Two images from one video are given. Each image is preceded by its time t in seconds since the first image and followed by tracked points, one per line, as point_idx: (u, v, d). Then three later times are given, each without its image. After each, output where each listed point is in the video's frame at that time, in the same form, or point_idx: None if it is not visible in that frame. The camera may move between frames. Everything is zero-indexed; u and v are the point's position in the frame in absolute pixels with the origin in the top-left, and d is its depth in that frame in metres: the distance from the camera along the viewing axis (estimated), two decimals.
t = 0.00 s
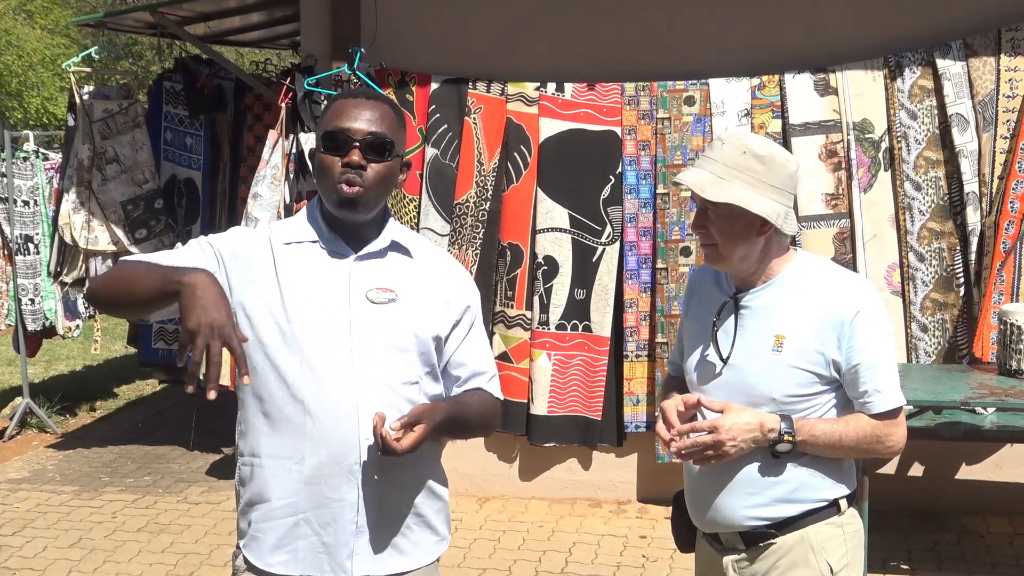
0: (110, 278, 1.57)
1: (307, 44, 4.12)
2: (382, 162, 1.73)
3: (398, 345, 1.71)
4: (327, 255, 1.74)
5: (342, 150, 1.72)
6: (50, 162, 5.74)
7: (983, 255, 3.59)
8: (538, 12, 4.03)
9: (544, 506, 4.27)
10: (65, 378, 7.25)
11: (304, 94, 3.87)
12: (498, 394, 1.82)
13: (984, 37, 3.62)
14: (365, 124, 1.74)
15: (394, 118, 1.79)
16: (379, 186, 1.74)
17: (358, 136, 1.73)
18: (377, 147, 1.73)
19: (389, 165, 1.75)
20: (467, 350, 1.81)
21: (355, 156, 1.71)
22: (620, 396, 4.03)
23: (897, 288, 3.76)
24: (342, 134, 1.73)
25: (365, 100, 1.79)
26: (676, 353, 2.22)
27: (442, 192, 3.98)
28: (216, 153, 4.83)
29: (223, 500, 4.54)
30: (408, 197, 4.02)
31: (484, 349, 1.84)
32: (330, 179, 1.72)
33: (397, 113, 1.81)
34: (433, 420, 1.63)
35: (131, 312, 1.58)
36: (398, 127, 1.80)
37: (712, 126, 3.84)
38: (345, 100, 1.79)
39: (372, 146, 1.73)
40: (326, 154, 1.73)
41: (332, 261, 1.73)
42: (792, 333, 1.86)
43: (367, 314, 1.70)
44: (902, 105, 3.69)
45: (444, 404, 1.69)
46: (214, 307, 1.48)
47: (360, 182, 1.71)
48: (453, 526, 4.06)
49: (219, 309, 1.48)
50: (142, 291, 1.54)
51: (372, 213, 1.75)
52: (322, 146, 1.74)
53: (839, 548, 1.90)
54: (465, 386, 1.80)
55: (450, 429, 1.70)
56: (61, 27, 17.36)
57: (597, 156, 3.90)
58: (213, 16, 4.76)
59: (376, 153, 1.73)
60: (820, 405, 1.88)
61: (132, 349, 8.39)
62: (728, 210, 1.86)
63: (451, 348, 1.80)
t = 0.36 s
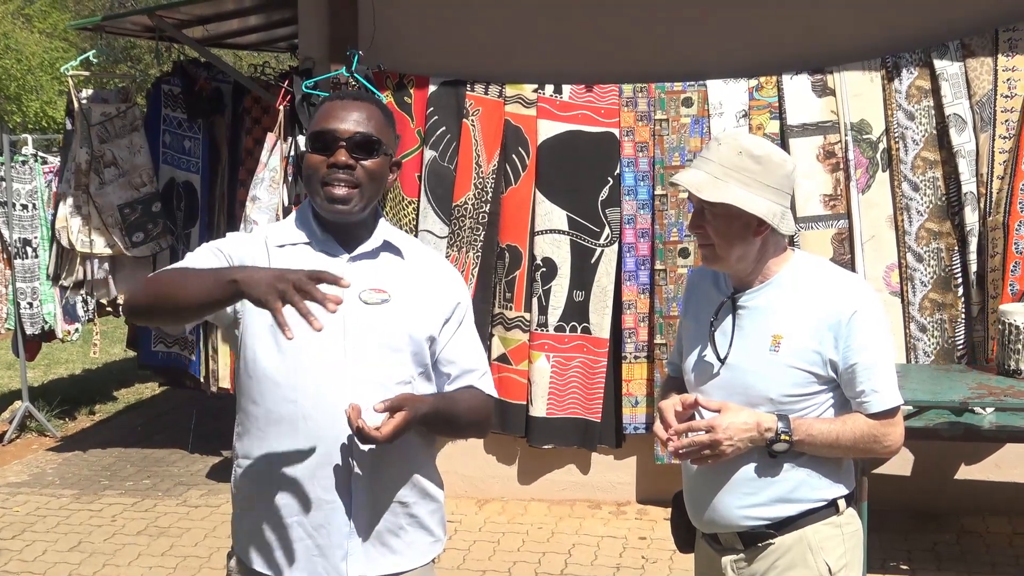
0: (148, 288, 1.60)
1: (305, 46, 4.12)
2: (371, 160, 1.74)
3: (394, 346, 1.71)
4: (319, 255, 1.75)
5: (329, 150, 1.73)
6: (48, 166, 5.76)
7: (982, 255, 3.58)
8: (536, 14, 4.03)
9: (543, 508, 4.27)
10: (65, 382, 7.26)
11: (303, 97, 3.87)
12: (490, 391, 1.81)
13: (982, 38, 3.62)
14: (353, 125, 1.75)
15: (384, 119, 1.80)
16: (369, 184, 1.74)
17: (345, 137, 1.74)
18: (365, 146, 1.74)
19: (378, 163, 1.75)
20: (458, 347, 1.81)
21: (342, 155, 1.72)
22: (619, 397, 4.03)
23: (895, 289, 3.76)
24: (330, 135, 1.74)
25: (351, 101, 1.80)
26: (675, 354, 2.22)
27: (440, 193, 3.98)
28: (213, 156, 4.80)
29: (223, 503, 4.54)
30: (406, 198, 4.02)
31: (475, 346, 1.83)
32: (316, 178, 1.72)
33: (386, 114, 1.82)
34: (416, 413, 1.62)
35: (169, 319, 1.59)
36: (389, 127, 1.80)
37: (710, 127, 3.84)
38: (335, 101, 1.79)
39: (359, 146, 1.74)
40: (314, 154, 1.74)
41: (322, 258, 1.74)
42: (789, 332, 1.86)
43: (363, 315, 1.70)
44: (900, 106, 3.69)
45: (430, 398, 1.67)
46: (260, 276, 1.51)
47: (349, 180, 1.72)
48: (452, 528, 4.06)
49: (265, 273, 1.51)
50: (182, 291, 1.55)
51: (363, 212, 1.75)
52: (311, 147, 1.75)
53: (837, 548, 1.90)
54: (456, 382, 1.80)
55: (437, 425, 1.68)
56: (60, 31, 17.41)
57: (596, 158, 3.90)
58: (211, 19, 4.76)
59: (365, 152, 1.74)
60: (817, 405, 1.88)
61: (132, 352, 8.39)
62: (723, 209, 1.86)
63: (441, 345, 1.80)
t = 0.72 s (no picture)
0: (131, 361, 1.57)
1: (304, 48, 4.11)
2: (381, 168, 1.74)
3: (393, 349, 1.72)
4: (322, 261, 1.73)
5: (341, 155, 1.72)
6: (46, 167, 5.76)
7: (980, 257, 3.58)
8: (534, 16, 4.03)
9: (541, 510, 4.27)
10: (62, 383, 7.26)
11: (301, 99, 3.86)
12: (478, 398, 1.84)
13: (979, 40, 3.62)
14: (363, 130, 1.74)
15: (390, 124, 1.80)
16: (377, 192, 1.74)
17: (358, 142, 1.73)
18: (375, 153, 1.73)
19: (388, 170, 1.75)
20: (453, 353, 1.82)
21: (354, 162, 1.71)
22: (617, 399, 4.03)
23: (893, 291, 3.76)
24: (340, 139, 1.73)
25: (363, 106, 1.79)
26: (674, 356, 2.22)
27: (438, 195, 3.98)
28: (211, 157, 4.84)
29: (221, 505, 4.54)
30: (404, 200, 4.03)
31: (467, 352, 1.84)
32: (326, 183, 1.72)
33: (393, 119, 1.82)
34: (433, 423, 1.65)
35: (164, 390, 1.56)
36: (394, 133, 1.81)
37: (708, 129, 3.84)
38: (343, 104, 1.79)
39: (370, 153, 1.73)
40: (324, 158, 1.72)
41: (325, 267, 1.73)
42: (789, 335, 1.86)
43: (361, 318, 1.70)
44: (897, 108, 3.70)
45: (439, 412, 1.71)
46: (257, 334, 1.50)
47: (358, 187, 1.71)
48: (450, 530, 4.05)
49: (260, 333, 1.50)
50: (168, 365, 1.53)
51: (368, 218, 1.75)
52: (320, 149, 1.73)
53: (836, 551, 1.90)
54: (447, 391, 1.81)
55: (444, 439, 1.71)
56: (60, 32, 17.45)
57: (594, 161, 3.90)
58: (209, 21, 4.77)
59: (375, 160, 1.73)
60: (817, 408, 1.88)
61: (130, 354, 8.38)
62: (722, 212, 1.86)
63: (437, 351, 1.80)
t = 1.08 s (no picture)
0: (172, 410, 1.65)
1: (301, 49, 4.11)
2: (365, 171, 1.73)
3: (389, 352, 1.72)
4: (312, 265, 1.74)
5: (323, 160, 1.72)
6: (45, 169, 5.76)
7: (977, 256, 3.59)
8: (531, 18, 4.04)
9: (540, 511, 4.27)
10: (61, 386, 7.25)
11: (298, 101, 3.85)
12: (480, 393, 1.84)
13: (977, 40, 3.63)
14: (346, 133, 1.74)
15: (373, 124, 1.79)
16: (362, 196, 1.74)
17: (339, 146, 1.73)
18: (359, 156, 1.73)
19: (371, 174, 1.75)
20: (452, 350, 1.81)
21: (338, 167, 1.71)
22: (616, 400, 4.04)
23: (891, 291, 3.77)
24: (323, 144, 1.73)
25: (344, 108, 1.78)
26: (670, 356, 2.23)
27: (436, 197, 3.98)
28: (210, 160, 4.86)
29: (220, 507, 4.54)
30: (402, 202, 4.03)
31: (468, 349, 1.84)
32: (311, 190, 1.72)
33: (376, 121, 1.82)
34: (423, 418, 1.63)
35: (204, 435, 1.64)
36: (378, 133, 1.80)
37: (706, 130, 3.85)
38: (324, 106, 1.79)
39: (354, 156, 1.73)
40: (307, 164, 1.73)
41: (315, 270, 1.73)
42: (786, 336, 1.86)
43: (357, 321, 1.71)
44: (895, 108, 3.70)
45: (434, 404, 1.69)
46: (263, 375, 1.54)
47: (342, 193, 1.72)
48: (449, 531, 4.05)
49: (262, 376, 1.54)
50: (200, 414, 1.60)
51: (356, 222, 1.76)
52: (303, 155, 1.74)
53: (833, 551, 1.91)
54: (448, 387, 1.80)
55: (440, 433, 1.70)
56: (58, 36, 17.48)
57: (592, 162, 3.90)
58: (207, 23, 4.77)
59: (359, 162, 1.73)
60: (813, 408, 1.89)
61: (129, 356, 8.38)
62: (720, 214, 1.86)
63: (435, 349, 1.80)
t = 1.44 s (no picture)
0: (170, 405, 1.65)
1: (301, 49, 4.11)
2: (374, 175, 1.74)
3: (393, 352, 1.72)
4: (317, 262, 1.73)
5: (333, 164, 1.72)
6: (44, 169, 5.77)
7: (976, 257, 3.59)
8: (532, 18, 4.03)
9: (539, 511, 4.27)
10: (61, 386, 7.25)
11: (299, 101, 3.85)
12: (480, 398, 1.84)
13: (977, 42, 3.63)
14: (356, 136, 1.74)
15: (383, 127, 1.79)
16: (371, 200, 1.75)
17: (350, 149, 1.73)
18: (369, 160, 1.74)
19: (381, 176, 1.75)
20: (454, 353, 1.82)
21: (348, 171, 1.71)
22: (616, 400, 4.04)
23: (891, 292, 3.77)
24: (332, 147, 1.73)
25: (355, 110, 1.78)
26: (665, 357, 2.23)
27: (436, 197, 3.98)
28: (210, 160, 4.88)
29: (220, 507, 4.53)
30: (402, 202, 4.03)
31: (469, 352, 1.85)
32: (321, 192, 1.72)
33: (386, 123, 1.81)
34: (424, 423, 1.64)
35: (202, 433, 1.64)
36: (388, 136, 1.80)
37: (706, 131, 3.85)
38: (335, 108, 1.78)
39: (364, 160, 1.73)
40: (317, 167, 1.72)
41: (324, 267, 1.73)
42: (780, 336, 1.86)
43: (360, 320, 1.70)
44: (896, 109, 3.70)
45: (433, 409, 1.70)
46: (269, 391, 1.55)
47: (352, 197, 1.72)
48: (449, 532, 4.05)
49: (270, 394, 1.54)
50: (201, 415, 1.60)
51: (363, 225, 1.76)
52: (313, 157, 1.73)
53: (829, 551, 1.90)
54: (448, 390, 1.81)
55: (442, 437, 1.70)
56: (58, 36, 17.51)
57: (592, 163, 3.90)
58: (207, 23, 4.77)
59: (368, 166, 1.74)
60: (809, 408, 1.89)
61: (129, 356, 8.38)
62: (715, 213, 1.86)
63: (437, 351, 1.81)
